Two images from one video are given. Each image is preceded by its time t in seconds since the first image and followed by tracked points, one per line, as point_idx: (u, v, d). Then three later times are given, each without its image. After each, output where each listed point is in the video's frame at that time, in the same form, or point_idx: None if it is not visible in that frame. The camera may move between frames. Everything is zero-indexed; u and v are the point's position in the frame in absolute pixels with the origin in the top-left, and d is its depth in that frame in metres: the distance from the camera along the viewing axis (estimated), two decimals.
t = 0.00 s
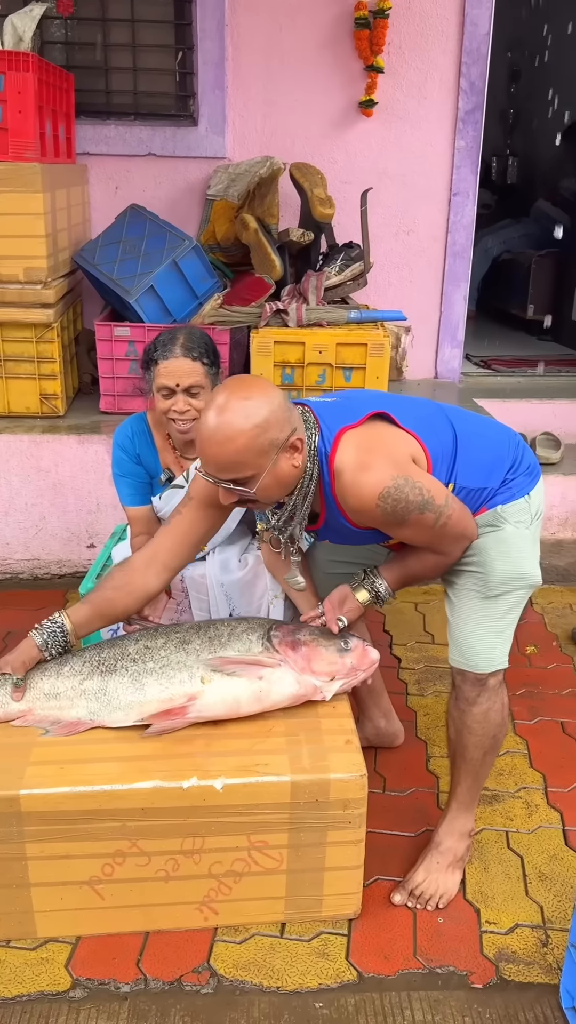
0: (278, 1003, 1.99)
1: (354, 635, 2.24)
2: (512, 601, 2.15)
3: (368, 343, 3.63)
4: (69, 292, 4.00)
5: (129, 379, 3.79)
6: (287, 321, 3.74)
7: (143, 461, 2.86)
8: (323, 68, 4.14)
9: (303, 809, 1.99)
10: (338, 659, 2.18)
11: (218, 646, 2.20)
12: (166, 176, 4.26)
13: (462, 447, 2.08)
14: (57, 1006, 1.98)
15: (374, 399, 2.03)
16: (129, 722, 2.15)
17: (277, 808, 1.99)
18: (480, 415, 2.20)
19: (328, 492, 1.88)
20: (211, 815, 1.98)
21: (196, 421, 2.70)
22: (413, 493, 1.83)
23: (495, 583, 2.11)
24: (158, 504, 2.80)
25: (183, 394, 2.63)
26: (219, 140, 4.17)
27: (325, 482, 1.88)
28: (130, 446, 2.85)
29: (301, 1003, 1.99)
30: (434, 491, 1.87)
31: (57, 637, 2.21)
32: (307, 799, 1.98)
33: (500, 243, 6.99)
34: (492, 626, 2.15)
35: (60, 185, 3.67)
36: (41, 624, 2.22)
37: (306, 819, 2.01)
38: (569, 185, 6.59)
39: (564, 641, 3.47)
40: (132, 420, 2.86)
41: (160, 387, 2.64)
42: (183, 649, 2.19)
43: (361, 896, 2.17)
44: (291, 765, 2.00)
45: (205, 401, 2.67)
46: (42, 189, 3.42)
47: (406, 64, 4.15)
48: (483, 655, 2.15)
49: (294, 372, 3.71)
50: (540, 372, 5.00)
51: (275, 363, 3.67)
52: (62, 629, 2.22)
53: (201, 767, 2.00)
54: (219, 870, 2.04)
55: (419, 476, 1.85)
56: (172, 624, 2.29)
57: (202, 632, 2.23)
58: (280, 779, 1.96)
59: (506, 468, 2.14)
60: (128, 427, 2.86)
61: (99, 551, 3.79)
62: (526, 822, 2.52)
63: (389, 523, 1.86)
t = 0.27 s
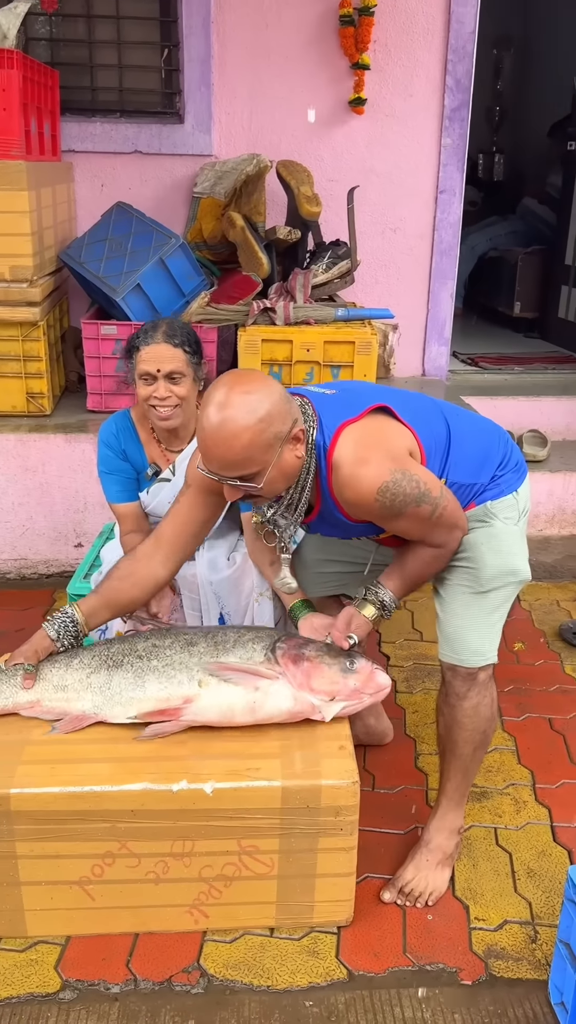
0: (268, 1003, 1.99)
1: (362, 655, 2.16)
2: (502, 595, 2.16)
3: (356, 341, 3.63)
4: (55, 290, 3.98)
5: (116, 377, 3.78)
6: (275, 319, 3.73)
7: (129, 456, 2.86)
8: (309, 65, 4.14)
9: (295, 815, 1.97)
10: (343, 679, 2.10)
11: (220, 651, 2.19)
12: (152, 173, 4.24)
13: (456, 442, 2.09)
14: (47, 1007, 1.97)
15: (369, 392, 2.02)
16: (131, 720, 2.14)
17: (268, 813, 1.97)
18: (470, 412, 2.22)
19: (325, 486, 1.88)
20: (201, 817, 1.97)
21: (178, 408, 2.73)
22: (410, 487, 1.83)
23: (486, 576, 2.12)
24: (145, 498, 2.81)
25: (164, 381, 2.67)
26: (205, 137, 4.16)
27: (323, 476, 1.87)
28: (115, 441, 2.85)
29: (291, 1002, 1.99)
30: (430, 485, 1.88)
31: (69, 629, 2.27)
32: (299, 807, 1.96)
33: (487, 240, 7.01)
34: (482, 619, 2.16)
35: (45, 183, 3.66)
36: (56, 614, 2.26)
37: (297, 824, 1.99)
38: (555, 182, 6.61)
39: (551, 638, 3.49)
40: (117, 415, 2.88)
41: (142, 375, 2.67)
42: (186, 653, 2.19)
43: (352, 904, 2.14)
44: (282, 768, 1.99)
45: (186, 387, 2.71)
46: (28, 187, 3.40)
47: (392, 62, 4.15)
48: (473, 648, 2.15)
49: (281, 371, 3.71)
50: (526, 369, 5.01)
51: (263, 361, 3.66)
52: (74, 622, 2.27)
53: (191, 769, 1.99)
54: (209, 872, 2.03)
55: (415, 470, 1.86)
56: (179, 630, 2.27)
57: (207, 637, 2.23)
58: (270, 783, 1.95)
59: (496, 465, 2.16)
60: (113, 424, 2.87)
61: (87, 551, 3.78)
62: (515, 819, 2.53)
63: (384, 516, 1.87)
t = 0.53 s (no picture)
0: (260, 1001, 1.99)
1: (385, 694, 2.01)
2: (489, 587, 2.17)
3: (344, 339, 3.63)
4: (42, 288, 3.96)
5: (104, 376, 3.77)
6: (263, 317, 3.72)
7: (121, 443, 2.86)
8: (296, 62, 4.13)
9: (286, 815, 1.97)
10: (359, 713, 1.97)
11: (239, 666, 2.12)
12: (139, 171, 4.22)
13: (446, 434, 2.10)
14: (39, 1008, 1.97)
15: (362, 383, 2.03)
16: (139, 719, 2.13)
17: (258, 814, 1.97)
18: (456, 406, 2.23)
19: (323, 476, 1.89)
20: (193, 818, 1.97)
21: (169, 395, 2.73)
22: (406, 485, 1.85)
23: (473, 568, 2.14)
24: (138, 484, 2.83)
25: (154, 367, 2.66)
26: (191, 134, 4.15)
27: (322, 465, 1.88)
28: (106, 430, 2.84)
29: (283, 1001, 1.99)
30: (423, 488, 1.91)
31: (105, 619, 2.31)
32: (290, 806, 1.96)
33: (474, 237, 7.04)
34: (471, 612, 2.17)
35: (31, 180, 3.64)
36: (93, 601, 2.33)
37: (288, 825, 1.99)
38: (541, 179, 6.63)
39: (539, 634, 3.50)
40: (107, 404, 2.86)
41: (132, 362, 2.67)
42: (206, 660, 2.15)
43: (343, 904, 2.14)
44: (274, 769, 1.99)
45: (176, 373, 2.70)
46: (14, 184, 3.38)
47: (379, 59, 4.14)
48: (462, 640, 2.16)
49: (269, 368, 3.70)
50: (514, 366, 5.03)
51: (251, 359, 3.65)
52: (109, 612, 2.31)
53: (183, 770, 1.99)
54: (201, 873, 2.03)
55: (411, 469, 1.89)
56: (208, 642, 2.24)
57: (232, 651, 2.17)
58: (262, 784, 1.95)
59: (482, 458, 2.17)
60: (104, 412, 2.86)
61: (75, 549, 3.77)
62: (505, 815, 2.55)
63: (375, 515, 1.88)
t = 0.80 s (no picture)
0: (260, 1001, 1.98)
1: (391, 714, 1.91)
2: (483, 580, 2.18)
3: (337, 333, 3.61)
4: (31, 282, 3.93)
5: (95, 371, 3.73)
6: (256, 312, 3.70)
7: (116, 432, 2.83)
8: (287, 55, 4.10)
9: (285, 815, 1.95)
10: (362, 731, 1.88)
11: (244, 673, 2.07)
12: (129, 164, 4.19)
13: (443, 432, 2.10)
14: (36, 1010, 1.95)
15: (361, 378, 2.02)
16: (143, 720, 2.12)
17: (257, 815, 1.95)
18: (452, 403, 2.22)
19: (325, 475, 1.90)
20: (191, 819, 1.95)
21: (167, 382, 2.74)
22: (406, 490, 1.88)
23: (469, 560, 2.14)
24: (133, 473, 2.82)
25: (153, 354, 2.67)
26: (182, 128, 4.12)
27: (325, 464, 1.90)
28: (102, 419, 2.82)
29: (283, 1000, 1.98)
30: (418, 495, 1.94)
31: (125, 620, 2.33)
32: (289, 806, 1.94)
33: (463, 232, 7.04)
34: (466, 605, 2.17)
35: (21, 173, 3.60)
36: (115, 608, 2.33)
37: (287, 825, 1.97)
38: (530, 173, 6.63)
39: (534, 628, 3.50)
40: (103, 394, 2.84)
41: (129, 349, 2.67)
42: (213, 665, 2.10)
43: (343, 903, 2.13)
44: (273, 769, 1.97)
45: (173, 359, 2.71)
46: (3, 177, 3.34)
47: (371, 52, 4.12)
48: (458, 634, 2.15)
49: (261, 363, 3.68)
50: (505, 361, 5.03)
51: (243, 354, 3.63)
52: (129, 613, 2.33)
53: (181, 771, 1.97)
54: (199, 873, 2.01)
55: (412, 474, 1.91)
56: (219, 647, 2.19)
57: (240, 657, 2.12)
58: (260, 785, 1.93)
59: (476, 455, 2.18)
60: (100, 401, 2.84)
61: (67, 546, 3.74)
62: (502, 810, 2.54)
63: (370, 518, 1.90)
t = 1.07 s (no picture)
0: (267, 1001, 1.95)
1: (401, 712, 1.87)
2: (487, 578, 2.15)
3: (335, 326, 3.58)
4: (24, 274, 3.87)
5: (89, 364, 3.69)
6: (252, 304, 3.66)
7: (112, 425, 2.80)
8: (282, 45, 4.06)
9: (291, 814, 1.92)
10: (370, 729, 1.84)
11: (252, 668, 2.04)
12: (122, 155, 4.14)
13: (451, 433, 2.08)
14: (39, 1013, 1.92)
15: (368, 379, 2.00)
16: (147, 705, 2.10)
17: (262, 813, 1.92)
18: (460, 405, 2.21)
19: (330, 475, 1.90)
20: (195, 818, 1.91)
21: (164, 370, 2.71)
22: (411, 495, 1.87)
23: (472, 557, 2.11)
24: (129, 467, 2.78)
25: (149, 339, 2.64)
26: (176, 118, 4.07)
27: (331, 464, 1.89)
28: (97, 411, 2.78)
29: (289, 1000, 1.95)
30: (425, 500, 1.93)
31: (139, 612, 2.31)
32: (295, 805, 1.91)
33: (457, 225, 7.02)
34: (469, 603, 2.13)
35: (13, 163, 3.55)
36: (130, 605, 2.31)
37: (293, 824, 1.93)
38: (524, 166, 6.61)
39: (533, 623, 3.49)
40: (99, 386, 2.81)
41: (126, 335, 2.64)
42: (221, 658, 2.07)
43: (348, 903, 2.10)
44: (278, 768, 1.94)
45: (171, 346, 2.69)
46: None
47: (366, 42, 4.09)
48: (460, 631, 2.11)
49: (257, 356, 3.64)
50: (501, 354, 5.01)
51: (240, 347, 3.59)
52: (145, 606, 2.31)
53: (186, 770, 1.93)
54: (204, 873, 1.98)
55: (419, 479, 1.89)
56: (227, 639, 2.17)
57: (249, 652, 2.09)
58: (266, 783, 1.90)
59: (484, 457, 2.16)
60: (95, 393, 2.80)
61: (62, 542, 3.69)
62: (506, 806, 2.52)
63: (375, 521, 1.90)
